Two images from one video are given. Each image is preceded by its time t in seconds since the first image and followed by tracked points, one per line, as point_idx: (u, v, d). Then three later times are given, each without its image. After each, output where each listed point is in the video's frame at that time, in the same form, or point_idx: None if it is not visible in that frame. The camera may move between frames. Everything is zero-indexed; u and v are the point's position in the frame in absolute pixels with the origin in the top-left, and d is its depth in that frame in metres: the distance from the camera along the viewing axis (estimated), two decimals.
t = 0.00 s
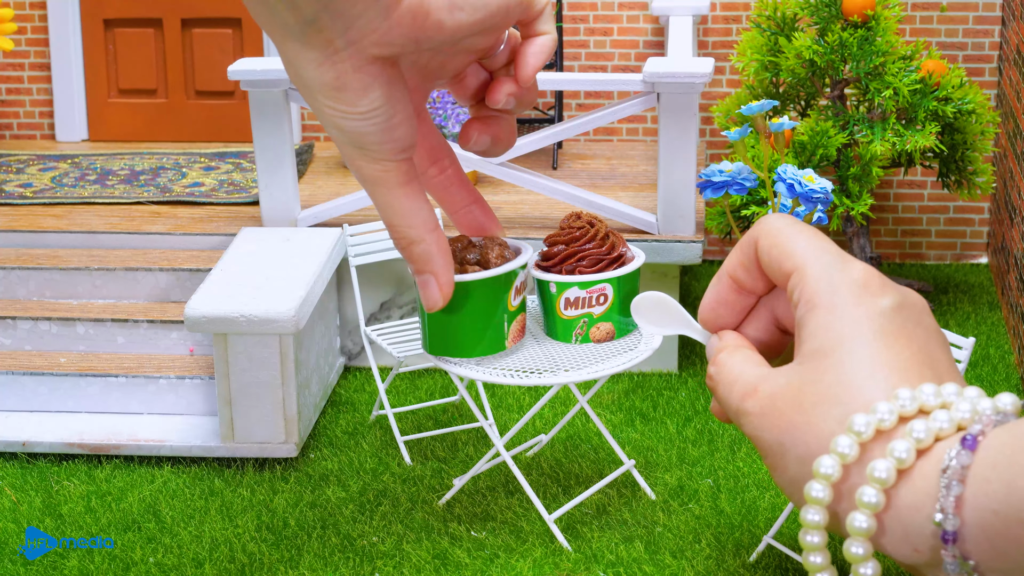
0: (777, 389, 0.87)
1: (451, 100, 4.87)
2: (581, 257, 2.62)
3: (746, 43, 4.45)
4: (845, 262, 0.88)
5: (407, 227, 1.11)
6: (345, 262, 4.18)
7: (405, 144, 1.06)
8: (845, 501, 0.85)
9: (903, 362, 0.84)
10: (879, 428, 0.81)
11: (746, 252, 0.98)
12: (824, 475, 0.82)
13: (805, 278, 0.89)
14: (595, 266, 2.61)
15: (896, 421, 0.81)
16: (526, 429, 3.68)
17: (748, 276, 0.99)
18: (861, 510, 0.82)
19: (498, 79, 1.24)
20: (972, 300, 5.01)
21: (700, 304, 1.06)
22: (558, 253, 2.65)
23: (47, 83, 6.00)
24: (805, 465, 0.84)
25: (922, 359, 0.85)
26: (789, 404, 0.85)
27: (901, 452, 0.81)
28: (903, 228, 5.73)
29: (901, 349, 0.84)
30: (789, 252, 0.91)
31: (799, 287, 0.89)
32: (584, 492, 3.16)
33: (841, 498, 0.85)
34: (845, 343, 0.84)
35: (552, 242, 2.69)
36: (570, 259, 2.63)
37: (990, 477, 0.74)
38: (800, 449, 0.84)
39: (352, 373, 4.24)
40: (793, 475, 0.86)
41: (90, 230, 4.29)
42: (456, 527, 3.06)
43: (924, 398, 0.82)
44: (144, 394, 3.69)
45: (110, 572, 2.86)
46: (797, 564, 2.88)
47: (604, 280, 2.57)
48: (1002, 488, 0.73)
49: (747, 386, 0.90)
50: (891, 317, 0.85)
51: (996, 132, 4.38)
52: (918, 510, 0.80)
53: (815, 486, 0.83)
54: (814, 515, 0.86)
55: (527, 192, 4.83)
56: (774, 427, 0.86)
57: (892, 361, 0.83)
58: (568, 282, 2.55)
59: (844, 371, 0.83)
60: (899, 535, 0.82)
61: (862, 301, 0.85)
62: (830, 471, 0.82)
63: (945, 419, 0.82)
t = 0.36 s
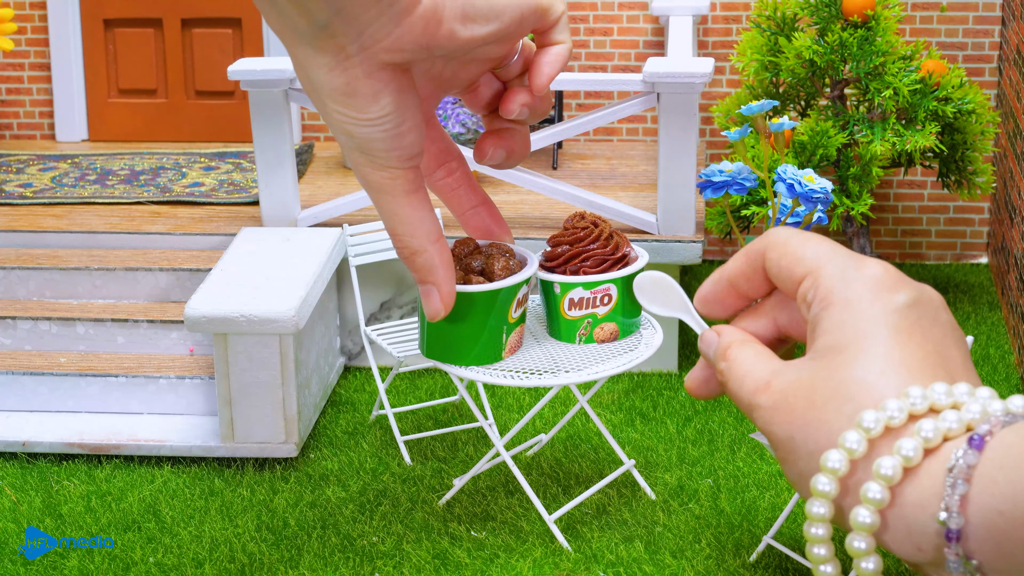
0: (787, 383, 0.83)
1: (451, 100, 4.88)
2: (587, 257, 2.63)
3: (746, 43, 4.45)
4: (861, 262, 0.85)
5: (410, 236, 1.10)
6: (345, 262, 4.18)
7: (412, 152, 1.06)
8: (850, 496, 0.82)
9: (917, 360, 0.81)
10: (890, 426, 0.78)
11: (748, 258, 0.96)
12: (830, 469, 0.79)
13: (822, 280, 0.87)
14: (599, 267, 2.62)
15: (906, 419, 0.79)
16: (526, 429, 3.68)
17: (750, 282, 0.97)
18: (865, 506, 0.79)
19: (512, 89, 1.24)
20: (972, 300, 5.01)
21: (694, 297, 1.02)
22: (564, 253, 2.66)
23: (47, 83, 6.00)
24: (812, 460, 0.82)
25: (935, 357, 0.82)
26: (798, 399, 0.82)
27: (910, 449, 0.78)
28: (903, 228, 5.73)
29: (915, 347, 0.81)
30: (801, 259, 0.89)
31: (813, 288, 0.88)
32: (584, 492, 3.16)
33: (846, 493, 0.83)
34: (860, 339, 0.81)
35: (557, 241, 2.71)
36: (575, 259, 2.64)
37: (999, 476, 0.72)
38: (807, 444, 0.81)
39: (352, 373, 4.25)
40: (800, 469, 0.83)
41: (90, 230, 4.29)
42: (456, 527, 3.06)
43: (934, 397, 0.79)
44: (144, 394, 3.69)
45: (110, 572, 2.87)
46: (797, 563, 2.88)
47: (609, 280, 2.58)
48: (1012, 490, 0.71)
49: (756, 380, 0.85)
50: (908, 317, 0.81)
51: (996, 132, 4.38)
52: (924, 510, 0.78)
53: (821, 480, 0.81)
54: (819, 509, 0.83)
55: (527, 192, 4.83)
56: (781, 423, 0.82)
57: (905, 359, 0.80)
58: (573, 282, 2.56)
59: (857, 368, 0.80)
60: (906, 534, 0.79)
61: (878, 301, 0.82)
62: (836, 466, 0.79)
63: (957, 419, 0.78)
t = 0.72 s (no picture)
0: (762, 270, 0.53)
1: (451, 100, 4.88)
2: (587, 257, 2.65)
3: (746, 43, 4.45)
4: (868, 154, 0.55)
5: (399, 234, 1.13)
6: (345, 262, 4.18)
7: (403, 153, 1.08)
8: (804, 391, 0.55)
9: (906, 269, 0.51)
10: (847, 323, 0.50)
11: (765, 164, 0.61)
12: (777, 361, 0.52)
13: (821, 176, 0.54)
14: (599, 266, 2.63)
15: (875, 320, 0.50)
16: (526, 429, 3.68)
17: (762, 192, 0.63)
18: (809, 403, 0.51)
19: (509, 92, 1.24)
20: (972, 300, 5.01)
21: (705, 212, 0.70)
22: (564, 253, 2.68)
23: (47, 83, 6.00)
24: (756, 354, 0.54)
25: (921, 268, 0.52)
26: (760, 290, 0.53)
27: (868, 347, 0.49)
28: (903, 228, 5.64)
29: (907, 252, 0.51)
30: (804, 151, 0.57)
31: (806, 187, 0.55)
32: (584, 492, 3.16)
33: (800, 389, 0.55)
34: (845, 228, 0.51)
35: (557, 241, 2.73)
36: (575, 258, 2.65)
37: (954, 380, 0.43)
38: (746, 338, 0.54)
39: (352, 373, 4.24)
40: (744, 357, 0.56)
41: (90, 230, 4.29)
42: (456, 527, 3.06)
43: (902, 298, 0.50)
44: (144, 394, 3.69)
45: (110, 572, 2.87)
46: (797, 562, 2.89)
47: (609, 279, 2.60)
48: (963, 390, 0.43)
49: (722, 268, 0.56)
50: (897, 219, 0.51)
51: (996, 132, 4.38)
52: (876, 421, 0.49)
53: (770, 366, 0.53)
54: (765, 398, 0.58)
55: (527, 192, 4.82)
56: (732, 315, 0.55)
57: (890, 261, 0.51)
58: (574, 282, 2.59)
59: (832, 258, 0.51)
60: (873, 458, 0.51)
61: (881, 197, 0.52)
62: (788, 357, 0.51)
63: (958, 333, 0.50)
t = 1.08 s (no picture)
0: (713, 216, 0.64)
1: (451, 100, 4.88)
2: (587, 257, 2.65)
3: (746, 43, 4.45)
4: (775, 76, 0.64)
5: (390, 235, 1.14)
6: (345, 262, 4.17)
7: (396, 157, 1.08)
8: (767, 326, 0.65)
9: (840, 179, 0.60)
10: (792, 254, 0.59)
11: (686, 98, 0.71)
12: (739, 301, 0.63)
13: (741, 113, 0.63)
14: (599, 267, 2.63)
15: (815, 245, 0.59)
16: (526, 429, 3.68)
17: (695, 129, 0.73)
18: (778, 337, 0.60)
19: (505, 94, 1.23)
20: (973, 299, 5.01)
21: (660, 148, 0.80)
22: (564, 253, 2.67)
23: (47, 83, 6.00)
24: (725, 286, 0.64)
25: (854, 174, 0.61)
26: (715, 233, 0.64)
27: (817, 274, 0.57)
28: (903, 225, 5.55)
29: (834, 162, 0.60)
30: (721, 87, 0.65)
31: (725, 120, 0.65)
32: (584, 492, 3.15)
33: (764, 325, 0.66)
34: (775, 159, 0.60)
35: (557, 242, 2.73)
36: (575, 258, 2.65)
37: (910, 305, 0.50)
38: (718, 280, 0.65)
39: (352, 373, 4.24)
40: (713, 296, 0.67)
41: (90, 230, 4.29)
42: (456, 527, 3.06)
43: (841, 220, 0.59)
44: (144, 394, 3.69)
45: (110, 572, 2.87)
46: (797, 562, 2.89)
47: (609, 279, 2.59)
48: (921, 311, 0.50)
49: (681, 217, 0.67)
50: (814, 142, 0.60)
51: (996, 132, 4.36)
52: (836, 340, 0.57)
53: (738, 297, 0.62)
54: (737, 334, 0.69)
55: (526, 192, 4.82)
56: (702, 262, 0.65)
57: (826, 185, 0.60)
58: (573, 282, 2.58)
59: (768, 194, 0.61)
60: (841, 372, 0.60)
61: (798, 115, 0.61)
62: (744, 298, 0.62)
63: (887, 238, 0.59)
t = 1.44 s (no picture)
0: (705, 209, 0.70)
1: (450, 100, 4.88)
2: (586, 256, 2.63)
3: (746, 43, 4.45)
4: (732, 64, 0.70)
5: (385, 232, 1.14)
6: (345, 262, 4.17)
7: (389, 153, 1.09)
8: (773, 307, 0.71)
9: (818, 153, 0.66)
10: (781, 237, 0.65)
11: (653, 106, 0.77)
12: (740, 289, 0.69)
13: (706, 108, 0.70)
14: (599, 266, 2.61)
15: (802, 225, 0.65)
16: (526, 429, 3.68)
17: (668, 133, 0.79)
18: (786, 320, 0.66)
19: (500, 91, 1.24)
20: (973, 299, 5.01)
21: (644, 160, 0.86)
22: (564, 252, 2.66)
23: (47, 83, 6.00)
24: (729, 276, 0.70)
25: (827, 145, 0.67)
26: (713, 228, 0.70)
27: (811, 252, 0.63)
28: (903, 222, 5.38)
29: (805, 137, 0.66)
30: (682, 90, 0.72)
31: (695, 116, 0.71)
32: (584, 492, 3.15)
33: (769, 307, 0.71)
34: (745, 148, 0.66)
35: (557, 241, 2.71)
36: (575, 258, 2.63)
37: (915, 278, 0.56)
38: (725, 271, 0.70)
39: (352, 373, 4.24)
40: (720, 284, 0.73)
41: (90, 230, 4.29)
42: (456, 527, 3.06)
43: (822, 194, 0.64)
44: (144, 394, 3.69)
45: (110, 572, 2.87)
46: (796, 562, 2.89)
47: (608, 279, 2.58)
48: (926, 285, 0.56)
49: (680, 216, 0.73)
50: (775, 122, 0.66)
51: (996, 132, 4.34)
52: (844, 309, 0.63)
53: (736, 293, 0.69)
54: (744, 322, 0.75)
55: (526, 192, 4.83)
56: (704, 256, 0.72)
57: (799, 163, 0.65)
58: (572, 282, 2.56)
59: (745, 181, 0.66)
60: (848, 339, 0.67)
61: (764, 99, 0.68)
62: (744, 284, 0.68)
63: (873, 202, 0.65)
